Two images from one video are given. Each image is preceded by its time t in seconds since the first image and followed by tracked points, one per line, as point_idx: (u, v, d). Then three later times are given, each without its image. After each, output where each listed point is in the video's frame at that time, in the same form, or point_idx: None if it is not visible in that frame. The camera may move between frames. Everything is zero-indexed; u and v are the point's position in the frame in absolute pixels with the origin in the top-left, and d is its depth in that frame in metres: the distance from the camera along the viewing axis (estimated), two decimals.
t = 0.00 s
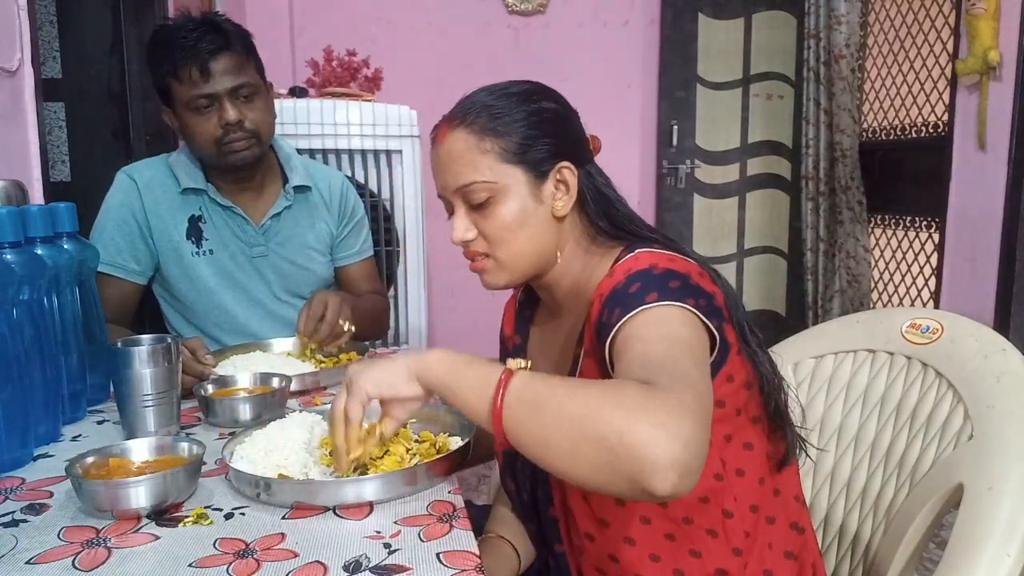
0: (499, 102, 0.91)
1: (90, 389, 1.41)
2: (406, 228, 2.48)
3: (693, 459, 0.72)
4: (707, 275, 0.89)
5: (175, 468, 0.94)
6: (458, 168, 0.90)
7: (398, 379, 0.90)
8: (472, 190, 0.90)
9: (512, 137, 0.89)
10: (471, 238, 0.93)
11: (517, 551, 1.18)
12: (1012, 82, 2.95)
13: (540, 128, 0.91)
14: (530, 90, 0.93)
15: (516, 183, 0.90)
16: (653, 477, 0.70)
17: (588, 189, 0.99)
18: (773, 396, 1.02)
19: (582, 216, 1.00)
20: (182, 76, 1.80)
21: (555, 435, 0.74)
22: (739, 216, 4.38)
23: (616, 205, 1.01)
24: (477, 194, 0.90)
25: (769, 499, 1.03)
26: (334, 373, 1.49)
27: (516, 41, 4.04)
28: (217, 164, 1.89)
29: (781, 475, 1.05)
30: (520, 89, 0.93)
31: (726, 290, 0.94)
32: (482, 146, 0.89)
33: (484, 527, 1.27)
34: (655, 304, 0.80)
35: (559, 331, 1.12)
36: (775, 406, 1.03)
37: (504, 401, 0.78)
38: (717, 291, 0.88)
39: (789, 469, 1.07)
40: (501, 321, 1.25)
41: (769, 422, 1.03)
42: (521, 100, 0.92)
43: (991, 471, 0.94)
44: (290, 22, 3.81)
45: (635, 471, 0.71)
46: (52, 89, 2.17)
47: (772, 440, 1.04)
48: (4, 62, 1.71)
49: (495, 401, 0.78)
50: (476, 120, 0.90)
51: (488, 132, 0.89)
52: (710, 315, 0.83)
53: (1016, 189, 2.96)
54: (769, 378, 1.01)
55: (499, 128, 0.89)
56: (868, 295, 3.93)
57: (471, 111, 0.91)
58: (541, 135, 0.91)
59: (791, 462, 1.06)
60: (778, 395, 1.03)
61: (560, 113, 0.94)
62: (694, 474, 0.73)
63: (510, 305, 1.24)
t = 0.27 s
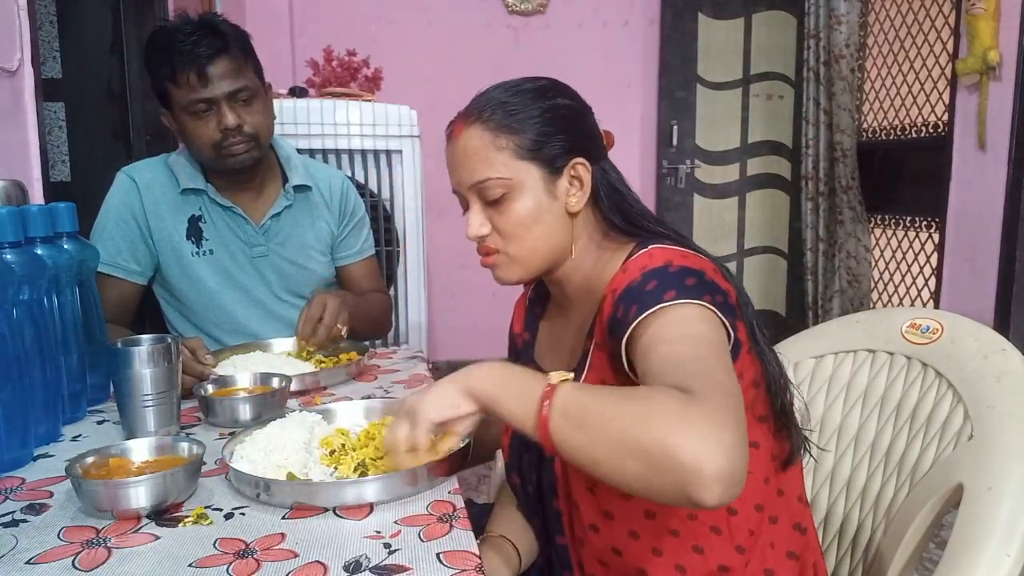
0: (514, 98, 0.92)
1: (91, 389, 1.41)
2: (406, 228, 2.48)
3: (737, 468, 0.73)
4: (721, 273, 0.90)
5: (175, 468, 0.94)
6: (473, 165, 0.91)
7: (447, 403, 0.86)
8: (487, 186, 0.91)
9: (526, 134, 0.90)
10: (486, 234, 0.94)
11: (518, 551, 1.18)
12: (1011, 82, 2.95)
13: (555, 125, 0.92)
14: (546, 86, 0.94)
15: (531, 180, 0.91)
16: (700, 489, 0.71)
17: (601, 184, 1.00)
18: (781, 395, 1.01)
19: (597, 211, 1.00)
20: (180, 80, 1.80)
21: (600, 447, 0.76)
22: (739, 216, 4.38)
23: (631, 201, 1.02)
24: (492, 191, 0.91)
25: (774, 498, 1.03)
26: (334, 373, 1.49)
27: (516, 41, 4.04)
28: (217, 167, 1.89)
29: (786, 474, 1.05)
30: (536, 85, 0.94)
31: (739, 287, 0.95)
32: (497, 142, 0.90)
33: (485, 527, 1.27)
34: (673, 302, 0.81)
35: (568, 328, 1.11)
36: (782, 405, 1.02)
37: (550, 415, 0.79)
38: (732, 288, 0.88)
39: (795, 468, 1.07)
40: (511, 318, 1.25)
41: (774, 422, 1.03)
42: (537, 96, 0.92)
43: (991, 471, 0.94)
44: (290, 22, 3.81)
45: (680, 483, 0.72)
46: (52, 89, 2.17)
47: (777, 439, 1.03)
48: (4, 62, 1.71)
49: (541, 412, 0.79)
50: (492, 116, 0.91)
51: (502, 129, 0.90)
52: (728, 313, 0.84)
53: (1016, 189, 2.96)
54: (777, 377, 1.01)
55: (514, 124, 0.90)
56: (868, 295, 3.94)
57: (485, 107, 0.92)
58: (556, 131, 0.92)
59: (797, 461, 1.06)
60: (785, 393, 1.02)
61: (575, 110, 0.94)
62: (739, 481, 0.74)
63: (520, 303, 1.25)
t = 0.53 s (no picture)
0: (527, 97, 0.92)
1: (90, 389, 1.41)
2: (406, 228, 2.48)
3: (721, 482, 0.73)
4: (734, 276, 0.90)
5: (175, 468, 0.94)
6: (488, 163, 0.91)
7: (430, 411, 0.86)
8: (501, 185, 0.91)
9: (540, 133, 0.90)
10: (499, 232, 0.94)
11: (519, 550, 1.18)
12: (1011, 82, 2.95)
13: (568, 124, 0.92)
14: (559, 85, 0.94)
15: (545, 179, 0.91)
16: (683, 502, 0.71)
17: (615, 183, 1.00)
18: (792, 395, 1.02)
19: (611, 208, 1.00)
20: (183, 86, 1.80)
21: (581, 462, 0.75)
22: (739, 216, 4.38)
23: (645, 199, 1.02)
24: (506, 189, 0.91)
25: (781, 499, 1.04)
26: (335, 372, 1.50)
27: (516, 41, 4.04)
28: (220, 174, 1.90)
29: (793, 475, 1.06)
30: (549, 84, 0.94)
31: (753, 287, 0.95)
32: (512, 142, 0.90)
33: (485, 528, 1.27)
34: (688, 307, 0.81)
35: (575, 327, 1.11)
36: (793, 405, 1.03)
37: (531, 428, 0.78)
38: (745, 290, 0.89)
39: (801, 468, 1.07)
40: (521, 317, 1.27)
41: (786, 422, 1.03)
42: (550, 95, 0.92)
43: (991, 471, 0.94)
44: (290, 22, 3.81)
45: (665, 496, 0.72)
46: (52, 89, 2.17)
47: (789, 437, 1.04)
48: (4, 62, 1.71)
49: (522, 423, 0.79)
50: (506, 115, 0.91)
51: (517, 128, 0.90)
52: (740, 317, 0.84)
53: (1016, 189, 2.96)
54: (788, 376, 1.01)
55: (528, 124, 0.90)
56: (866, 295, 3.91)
57: (499, 106, 0.92)
58: (570, 130, 0.92)
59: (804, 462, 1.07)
60: (795, 393, 1.03)
61: (588, 108, 0.95)
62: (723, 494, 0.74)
63: (530, 303, 1.26)
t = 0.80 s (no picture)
0: (532, 98, 0.92)
1: (90, 389, 1.41)
2: (406, 228, 2.48)
3: (720, 470, 0.73)
4: (737, 273, 0.90)
5: (175, 469, 0.94)
6: (493, 164, 0.91)
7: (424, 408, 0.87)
8: (505, 186, 0.91)
9: (545, 134, 0.90)
10: (504, 233, 0.94)
11: (518, 548, 1.18)
12: (1011, 82, 2.95)
13: (573, 124, 0.92)
14: (564, 84, 0.94)
15: (550, 180, 0.91)
16: (681, 494, 0.72)
17: (620, 182, 0.99)
18: (794, 397, 1.02)
19: (616, 207, 1.00)
20: (190, 89, 1.80)
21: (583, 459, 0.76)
22: (739, 216, 4.38)
23: (649, 198, 1.02)
24: (511, 190, 0.91)
25: (783, 501, 1.03)
26: (335, 372, 1.50)
27: (516, 41, 4.03)
28: (225, 178, 1.90)
29: (796, 475, 1.06)
30: (554, 83, 0.93)
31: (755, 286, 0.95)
32: (516, 142, 0.90)
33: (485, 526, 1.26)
34: (689, 303, 0.81)
35: (579, 326, 1.11)
36: (796, 406, 1.03)
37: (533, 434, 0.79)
38: (749, 289, 0.88)
39: (805, 469, 1.07)
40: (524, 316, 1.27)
41: (789, 422, 1.03)
42: (556, 94, 0.92)
43: (991, 471, 0.94)
44: (290, 22, 3.81)
45: (663, 490, 0.72)
46: (52, 89, 2.17)
47: (791, 437, 1.04)
48: (4, 62, 1.71)
49: (524, 428, 0.80)
50: (511, 116, 0.90)
51: (522, 128, 0.90)
52: (742, 313, 0.84)
53: (1016, 189, 2.96)
54: (791, 377, 1.01)
55: (533, 124, 0.90)
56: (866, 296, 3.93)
57: (504, 106, 0.92)
58: (575, 130, 0.92)
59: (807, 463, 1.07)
60: (798, 395, 1.03)
61: (592, 107, 0.94)
62: (723, 484, 0.74)
63: (533, 302, 1.26)
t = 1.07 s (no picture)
0: (534, 98, 0.92)
1: (90, 389, 1.41)
2: (405, 228, 2.48)
3: (727, 483, 0.73)
4: (742, 276, 0.90)
5: (175, 468, 0.94)
6: (495, 165, 0.91)
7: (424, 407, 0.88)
8: (508, 187, 0.91)
9: (547, 134, 0.90)
10: (507, 235, 0.94)
11: (518, 548, 1.18)
12: (1011, 82, 2.95)
13: (575, 124, 0.92)
14: (565, 84, 0.94)
15: (553, 180, 0.91)
16: (687, 505, 0.72)
17: (623, 182, 1.00)
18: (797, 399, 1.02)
19: (618, 208, 1.01)
20: (192, 89, 1.80)
21: (596, 457, 0.77)
22: (739, 216, 4.38)
23: (651, 198, 1.03)
24: (514, 191, 0.91)
25: (784, 500, 1.04)
26: (335, 373, 1.50)
27: (516, 41, 4.03)
28: (225, 177, 1.90)
29: (798, 475, 1.05)
30: (555, 83, 0.93)
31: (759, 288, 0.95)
32: (519, 143, 0.90)
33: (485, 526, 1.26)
34: (696, 307, 0.81)
35: (581, 326, 1.12)
36: (799, 407, 1.02)
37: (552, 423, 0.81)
38: (752, 291, 0.88)
39: (806, 469, 1.07)
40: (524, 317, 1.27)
41: (791, 424, 1.03)
42: (557, 95, 0.92)
43: (991, 472, 0.94)
44: (290, 22, 3.81)
45: (670, 499, 0.73)
46: (52, 89, 2.17)
47: (793, 438, 1.04)
48: (4, 62, 1.71)
49: (545, 418, 0.81)
50: (514, 117, 0.90)
51: (524, 129, 0.90)
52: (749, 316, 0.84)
53: (1016, 189, 2.96)
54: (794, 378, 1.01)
55: (536, 125, 0.90)
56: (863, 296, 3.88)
57: (506, 107, 0.92)
58: (576, 130, 0.92)
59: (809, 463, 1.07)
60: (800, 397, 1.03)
61: (593, 106, 0.94)
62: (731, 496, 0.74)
63: (533, 302, 1.27)
